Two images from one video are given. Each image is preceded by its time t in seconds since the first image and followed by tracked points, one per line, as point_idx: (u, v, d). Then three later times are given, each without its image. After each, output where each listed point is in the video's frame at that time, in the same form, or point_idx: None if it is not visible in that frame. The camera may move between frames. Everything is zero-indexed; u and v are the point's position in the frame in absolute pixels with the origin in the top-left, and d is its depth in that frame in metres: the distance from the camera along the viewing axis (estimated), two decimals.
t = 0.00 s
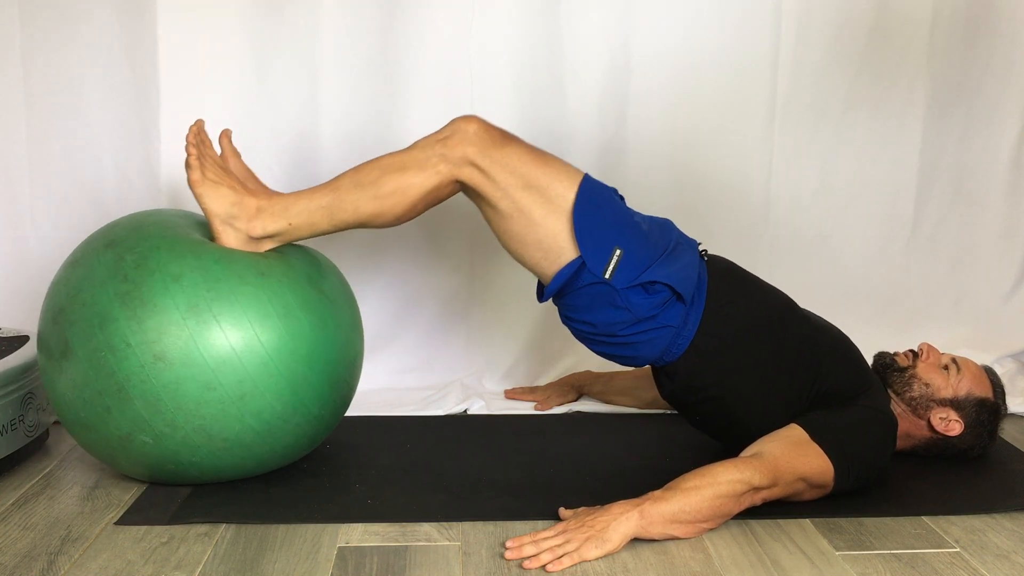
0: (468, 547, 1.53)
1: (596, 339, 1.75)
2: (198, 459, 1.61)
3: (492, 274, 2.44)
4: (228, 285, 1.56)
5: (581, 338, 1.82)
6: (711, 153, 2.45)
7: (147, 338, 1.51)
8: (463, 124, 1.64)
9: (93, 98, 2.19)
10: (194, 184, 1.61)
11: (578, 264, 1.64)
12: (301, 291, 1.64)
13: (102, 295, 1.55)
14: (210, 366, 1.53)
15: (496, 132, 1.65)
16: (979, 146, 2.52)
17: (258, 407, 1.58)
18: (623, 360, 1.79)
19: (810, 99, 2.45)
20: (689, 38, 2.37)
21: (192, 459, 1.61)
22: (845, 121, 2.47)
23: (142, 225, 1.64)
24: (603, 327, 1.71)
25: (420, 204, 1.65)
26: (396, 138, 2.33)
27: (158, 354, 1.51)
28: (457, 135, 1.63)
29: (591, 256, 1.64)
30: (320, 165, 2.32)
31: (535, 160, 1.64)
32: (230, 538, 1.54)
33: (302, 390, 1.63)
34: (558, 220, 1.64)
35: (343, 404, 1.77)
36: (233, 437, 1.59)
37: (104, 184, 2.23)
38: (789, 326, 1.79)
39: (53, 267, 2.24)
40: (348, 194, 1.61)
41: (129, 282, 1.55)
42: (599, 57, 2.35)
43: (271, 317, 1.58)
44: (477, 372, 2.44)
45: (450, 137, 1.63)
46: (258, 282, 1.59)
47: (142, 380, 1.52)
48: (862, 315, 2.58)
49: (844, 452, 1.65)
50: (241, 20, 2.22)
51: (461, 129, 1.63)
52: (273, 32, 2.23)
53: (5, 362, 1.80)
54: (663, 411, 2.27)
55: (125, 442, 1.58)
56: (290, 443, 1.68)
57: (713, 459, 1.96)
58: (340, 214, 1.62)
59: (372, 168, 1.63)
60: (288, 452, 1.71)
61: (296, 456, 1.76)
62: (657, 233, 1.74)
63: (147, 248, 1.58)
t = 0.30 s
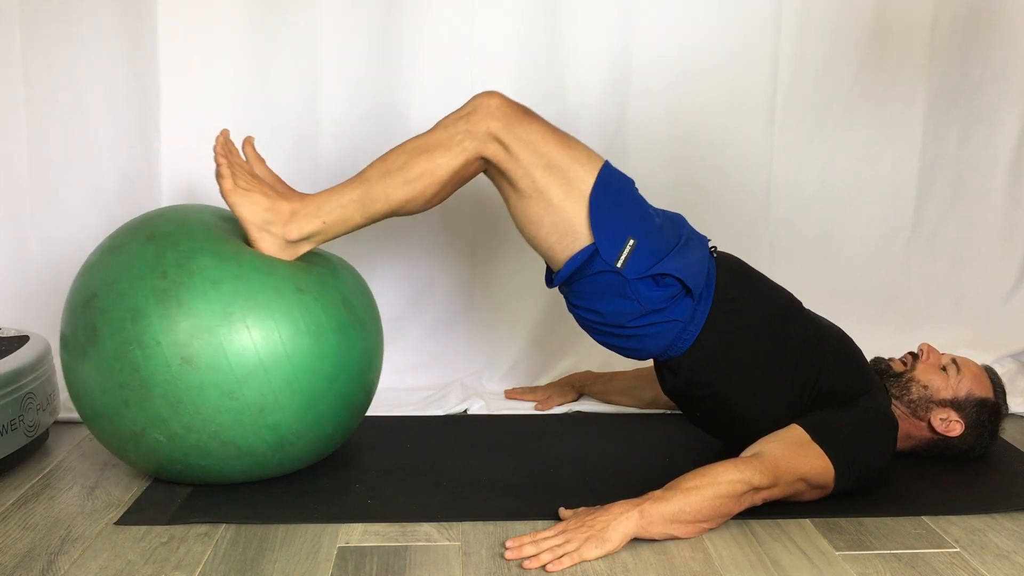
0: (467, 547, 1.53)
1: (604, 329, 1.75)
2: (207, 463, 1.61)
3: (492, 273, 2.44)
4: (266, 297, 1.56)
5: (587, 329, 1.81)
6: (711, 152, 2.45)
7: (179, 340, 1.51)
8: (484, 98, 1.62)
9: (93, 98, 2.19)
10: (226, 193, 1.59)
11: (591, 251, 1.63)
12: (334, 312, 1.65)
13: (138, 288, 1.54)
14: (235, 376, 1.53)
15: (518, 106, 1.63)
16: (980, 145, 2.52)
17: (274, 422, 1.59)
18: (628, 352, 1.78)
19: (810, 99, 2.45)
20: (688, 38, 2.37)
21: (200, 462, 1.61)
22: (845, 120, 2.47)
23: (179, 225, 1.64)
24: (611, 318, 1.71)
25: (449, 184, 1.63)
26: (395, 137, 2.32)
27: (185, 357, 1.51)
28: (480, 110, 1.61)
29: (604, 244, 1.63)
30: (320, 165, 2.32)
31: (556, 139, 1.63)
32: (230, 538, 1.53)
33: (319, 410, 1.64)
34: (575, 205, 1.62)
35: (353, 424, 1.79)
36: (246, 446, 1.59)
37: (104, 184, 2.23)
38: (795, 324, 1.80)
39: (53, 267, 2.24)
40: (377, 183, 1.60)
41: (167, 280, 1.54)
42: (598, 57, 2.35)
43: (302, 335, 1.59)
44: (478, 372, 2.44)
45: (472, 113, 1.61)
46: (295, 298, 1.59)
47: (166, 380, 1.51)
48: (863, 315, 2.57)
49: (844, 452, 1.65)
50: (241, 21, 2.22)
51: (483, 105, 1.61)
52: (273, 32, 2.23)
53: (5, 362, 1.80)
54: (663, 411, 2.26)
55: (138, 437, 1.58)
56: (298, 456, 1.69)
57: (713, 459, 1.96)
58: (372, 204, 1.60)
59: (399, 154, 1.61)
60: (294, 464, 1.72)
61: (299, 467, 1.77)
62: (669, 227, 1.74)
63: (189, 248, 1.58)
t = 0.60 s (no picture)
0: (467, 547, 1.52)
1: (609, 324, 1.73)
2: (217, 467, 1.62)
3: (493, 273, 2.44)
4: (309, 320, 1.56)
5: (590, 323, 1.79)
6: (711, 153, 2.45)
7: (216, 349, 1.51)
8: (506, 78, 1.62)
9: (94, 98, 2.19)
10: (270, 210, 1.58)
11: (603, 239, 1.62)
12: (370, 341, 1.65)
13: (183, 287, 1.54)
14: (264, 393, 1.53)
15: (540, 85, 1.63)
16: (979, 145, 2.52)
17: (292, 441, 1.60)
18: (630, 348, 1.77)
19: (810, 99, 2.45)
20: (688, 38, 2.37)
21: (210, 465, 1.61)
22: (845, 120, 2.47)
23: (230, 229, 1.63)
24: (618, 310, 1.68)
25: (481, 169, 1.63)
26: (395, 137, 2.32)
27: (219, 366, 1.51)
28: (502, 90, 1.60)
29: (617, 233, 1.62)
30: (320, 165, 2.32)
31: (577, 124, 1.62)
32: (230, 538, 1.53)
33: (337, 434, 1.65)
34: (591, 192, 1.62)
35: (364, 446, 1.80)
36: (259, 458, 1.60)
37: (104, 184, 2.23)
38: (799, 324, 1.80)
39: (53, 267, 2.24)
40: (411, 178, 1.60)
41: (214, 285, 1.53)
42: (598, 56, 2.35)
43: (337, 362, 1.59)
44: (478, 372, 2.44)
45: (495, 94, 1.60)
46: (336, 323, 1.59)
47: (195, 384, 1.51)
48: (863, 315, 2.57)
49: (845, 452, 1.65)
50: (241, 21, 2.22)
51: (506, 84, 1.61)
52: (273, 32, 2.23)
53: (5, 363, 1.80)
54: (663, 411, 2.26)
55: (155, 432, 1.58)
56: (306, 471, 1.71)
57: (714, 459, 1.96)
58: (409, 202, 1.61)
59: (429, 146, 1.61)
60: (299, 478, 1.73)
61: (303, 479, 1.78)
62: (677, 223, 1.74)
63: (240, 256, 1.57)
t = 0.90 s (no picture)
0: (467, 547, 1.52)
1: (619, 315, 1.72)
2: (228, 466, 1.61)
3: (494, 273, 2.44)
4: (350, 341, 1.56)
5: (599, 313, 1.78)
6: (712, 153, 2.45)
7: (254, 355, 1.50)
8: (525, 63, 1.62)
9: (93, 98, 2.18)
10: (315, 227, 1.59)
11: (618, 228, 1.61)
12: (404, 371, 1.65)
13: (233, 287, 1.53)
14: (292, 406, 1.53)
15: (560, 68, 1.63)
16: (980, 145, 2.53)
17: (308, 456, 1.60)
18: (638, 339, 1.77)
19: (810, 99, 2.45)
20: (688, 38, 2.37)
21: (219, 462, 1.61)
22: (845, 121, 2.48)
23: (287, 230, 1.62)
24: (630, 301, 1.68)
25: (509, 159, 1.64)
26: (396, 137, 2.32)
27: (254, 373, 1.50)
28: (522, 75, 1.61)
29: (633, 222, 1.61)
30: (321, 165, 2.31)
31: (598, 111, 1.61)
32: (230, 538, 1.53)
33: (352, 454, 1.65)
34: (608, 180, 1.61)
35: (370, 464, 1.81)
36: (271, 465, 1.60)
37: (103, 183, 2.22)
38: (808, 322, 1.81)
39: (52, 267, 2.23)
40: (445, 176, 1.62)
41: (265, 292, 1.53)
42: (599, 56, 2.35)
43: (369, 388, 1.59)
44: (478, 372, 2.44)
45: (515, 80, 1.61)
46: (375, 349, 1.59)
47: (225, 385, 1.51)
48: (863, 315, 2.58)
49: (846, 452, 1.65)
50: (242, 21, 2.21)
51: (526, 69, 1.61)
52: (274, 31, 2.23)
53: (5, 363, 1.79)
54: (663, 411, 2.27)
55: (175, 422, 1.57)
56: (311, 482, 1.71)
57: (714, 459, 1.96)
58: (445, 200, 1.62)
59: (457, 142, 1.63)
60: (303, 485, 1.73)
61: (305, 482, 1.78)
62: (692, 216, 1.74)
63: (294, 265, 1.56)
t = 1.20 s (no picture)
0: (467, 547, 1.52)
1: (624, 309, 1.72)
2: (238, 461, 1.61)
3: (496, 272, 2.44)
4: (383, 358, 1.57)
5: (604, 307, 1.78)
6: (712, 153, 2.45)
7: (287, 358, 1.51)
8: (537, 55, 1.63)
9: (94, 97, 2.18)
10: (355, 245, 1.61)
11: (626, 222, 1.60)
12: (426, 391, 1.67)
13: (277, 287, 1.53)
14: (316, 413, 1.53)
15: (571, 59, 1.64)
16: (980, 145, 2.53)
17: (320, 462, 1.60)
18: (643, 333, 1.77)
19: (810, 99, 2.45)
20: (688, 39, 2.37)
21: (229, 455, 1.60)
22: (845, 121, 2.48)
23: (332, 237, 1.63)
24: (637, 295, 1.67)
25: (532, 156, 1.65)
26: (396, 137, 2.32)
27: (283, 376, 1.51)
28: (534, 67, 1.61)
29: (641, 216, 1.60)
30: (321, 165, 2.31)
31: (610, 103, 1.61)
32: (230, 538, 1.53)
33: (362, 464, 1.66)
34: (617, 172, 1.60)
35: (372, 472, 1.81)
36: (281, 467, 1.60)
37: (104, 183, 2.22)
38: (812, 320, 1.81)
39: (52, 267, 2.23)
40: (471, 179, 1.64)
41: (308, 297, 1.53)
42: (598, 57, 2.35)
43: (391, 404, 1.60)
44: (478, 372, 2.44)
45: (528, 72, 1.61)
46: (403, 367, 1.60)
47: (251, 382, 1.51)
48: (863, 315, 2.58)
49: (846, 452, 1.65)
50: (242, 20, 2.21)
51: (537, 61, 1.62)
52: (274, 31, 2.23)
53: (5, 362, 1.79)
54: (663, 411, 2.27)
55: (195, 411, 1.56)
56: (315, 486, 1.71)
57: (715, 459, 1.96)
58: (475, 204, 1.64)
59: (479, 143, 1.64)
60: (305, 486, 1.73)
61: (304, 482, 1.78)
62: (700, 211, 1.73)
63: (340, 275, 1.57)
